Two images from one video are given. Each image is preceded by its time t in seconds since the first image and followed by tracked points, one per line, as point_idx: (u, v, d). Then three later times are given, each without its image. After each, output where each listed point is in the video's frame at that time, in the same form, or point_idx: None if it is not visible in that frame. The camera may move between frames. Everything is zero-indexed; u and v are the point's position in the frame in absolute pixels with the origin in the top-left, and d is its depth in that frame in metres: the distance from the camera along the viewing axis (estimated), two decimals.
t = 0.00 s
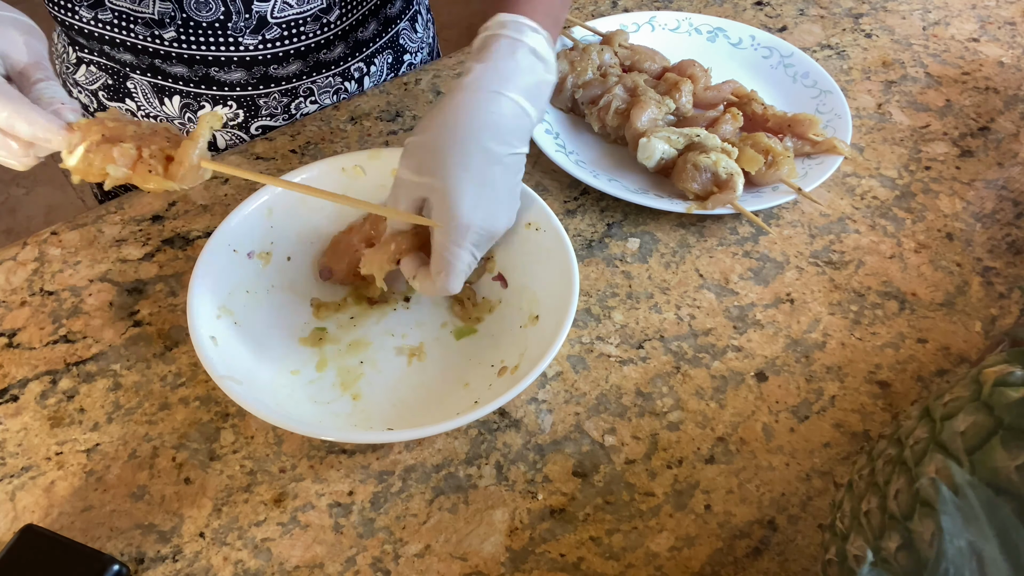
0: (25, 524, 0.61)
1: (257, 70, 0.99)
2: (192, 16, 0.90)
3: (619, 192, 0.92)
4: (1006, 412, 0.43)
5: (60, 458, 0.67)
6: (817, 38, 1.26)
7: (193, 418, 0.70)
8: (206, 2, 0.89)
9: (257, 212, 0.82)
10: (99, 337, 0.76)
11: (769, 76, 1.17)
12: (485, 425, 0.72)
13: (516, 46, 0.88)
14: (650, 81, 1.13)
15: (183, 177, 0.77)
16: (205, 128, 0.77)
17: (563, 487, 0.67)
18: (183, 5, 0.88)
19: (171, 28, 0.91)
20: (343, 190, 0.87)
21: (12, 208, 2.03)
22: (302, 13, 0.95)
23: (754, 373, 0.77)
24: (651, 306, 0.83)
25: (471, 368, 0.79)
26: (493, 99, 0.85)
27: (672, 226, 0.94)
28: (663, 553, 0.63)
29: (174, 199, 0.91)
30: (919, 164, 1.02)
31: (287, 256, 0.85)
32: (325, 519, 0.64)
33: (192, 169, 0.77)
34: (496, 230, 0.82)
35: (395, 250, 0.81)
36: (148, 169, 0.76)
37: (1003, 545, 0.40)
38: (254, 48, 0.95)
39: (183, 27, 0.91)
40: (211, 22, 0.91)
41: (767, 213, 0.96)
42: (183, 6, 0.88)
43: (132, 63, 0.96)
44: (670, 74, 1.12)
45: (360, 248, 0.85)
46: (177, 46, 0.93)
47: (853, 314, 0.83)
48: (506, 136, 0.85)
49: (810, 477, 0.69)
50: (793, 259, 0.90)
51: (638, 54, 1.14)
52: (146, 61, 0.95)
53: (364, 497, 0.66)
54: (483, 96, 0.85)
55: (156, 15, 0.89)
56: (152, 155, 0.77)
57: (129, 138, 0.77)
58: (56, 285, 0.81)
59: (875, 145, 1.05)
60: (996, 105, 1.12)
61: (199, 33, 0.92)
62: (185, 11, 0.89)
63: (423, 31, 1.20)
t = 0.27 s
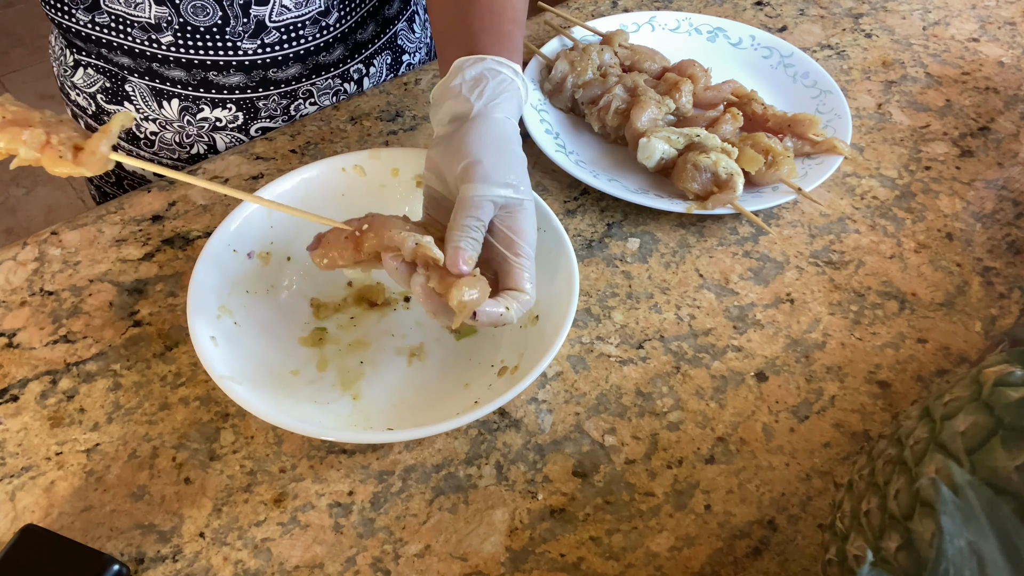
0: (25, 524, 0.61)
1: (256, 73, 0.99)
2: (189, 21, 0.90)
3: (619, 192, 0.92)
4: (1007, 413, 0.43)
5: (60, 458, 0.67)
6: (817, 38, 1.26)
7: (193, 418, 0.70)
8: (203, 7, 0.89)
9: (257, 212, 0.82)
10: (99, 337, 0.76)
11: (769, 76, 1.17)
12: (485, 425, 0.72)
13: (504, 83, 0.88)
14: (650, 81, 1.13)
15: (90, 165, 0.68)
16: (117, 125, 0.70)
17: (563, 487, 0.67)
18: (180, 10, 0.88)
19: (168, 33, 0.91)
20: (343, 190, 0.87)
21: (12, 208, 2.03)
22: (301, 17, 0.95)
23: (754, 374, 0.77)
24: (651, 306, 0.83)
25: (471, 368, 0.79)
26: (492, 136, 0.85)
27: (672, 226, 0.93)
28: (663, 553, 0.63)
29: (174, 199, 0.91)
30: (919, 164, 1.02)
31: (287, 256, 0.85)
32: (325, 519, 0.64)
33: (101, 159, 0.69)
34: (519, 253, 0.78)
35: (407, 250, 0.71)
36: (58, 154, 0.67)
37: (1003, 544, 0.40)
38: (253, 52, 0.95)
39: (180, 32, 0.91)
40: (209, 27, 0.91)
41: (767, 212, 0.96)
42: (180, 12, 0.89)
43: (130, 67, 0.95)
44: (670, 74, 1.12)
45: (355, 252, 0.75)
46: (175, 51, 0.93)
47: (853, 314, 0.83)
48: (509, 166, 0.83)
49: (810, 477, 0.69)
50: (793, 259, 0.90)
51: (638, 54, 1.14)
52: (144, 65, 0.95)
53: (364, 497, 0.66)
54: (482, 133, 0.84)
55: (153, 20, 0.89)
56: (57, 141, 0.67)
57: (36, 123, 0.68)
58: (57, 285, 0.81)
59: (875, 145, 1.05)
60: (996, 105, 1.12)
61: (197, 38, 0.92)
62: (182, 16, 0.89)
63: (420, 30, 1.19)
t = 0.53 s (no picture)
0: (25, 524, 0.61)
1: (253, 71, 0.99)
2: (188, 18, 0.90)
3: (619, 192, 0.92)
4: (1007, 413, 0.44)
5: (60, 458, 0.67)
6: (817, 38, 1.26)
7: (193, 418, 0.70)
8: (201, 4, 0.89)
9: (257, 212, 0.82)
10: (99, 337, 0.76)
11: (769, 76, 1.17)
12: (485, 425, 0.72)
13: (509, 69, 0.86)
14: (649, 81, 1.13)
15: (77, 156, 0.72)
16: (101, 117, 0.73)
17: (563, 487, 0.67)
18: (178, 7, 0.88)
19: (167, 30, 0.91)
20: (343, 190, 0.87)
21: (12, 208, 2.03)
22: (299, 14, 0.95)
23: (754, 374, 0.77)
24: (651, 306, 0.83)
25: (471, 368, 0.79)
26: (492, 122, 0.83)
27: (672, 226, 0.93)
28: (663, 553, 0.63)
29: (174, 199, 0.91)
30: (919, 164, 1.02)
31: (287, 256, 0.85)
32: (325, 519, 0.64)
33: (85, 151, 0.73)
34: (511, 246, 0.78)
35: (386, 257, 0.71)
36: (45, 146, 0.71)
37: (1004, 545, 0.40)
38: (251, 49, 0.95)
39: (179, 29, 0.91)
40: (207, 24, 0.91)
41: (767, 212, 0.96)
42: (178, 9, 0.89)
43: (129, 64, 0.95)
44: (670, 74, 1.12)
45: (342, 237, 0.71)
46: (174, 48, 0.93)
47: (853, 314, 0.83)
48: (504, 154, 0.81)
49: (810, 477, 0.69)
50: (793, 259, 0.90)
51: (637, 54, 1.14)
52: (143, 62, 0.95)
53: (364, 497, 0.66)
54: (480, 118, 0.82)
55: (151, 17, 0.89)
56: (42, 134, 0.71)
57: (20, 115, 0.72)
58: (57, 285, 0.81)
59: (875, 145, 1.05)
60: (996, 105, 1.12)
61: (196, 35, 0.92)
62: (181, 13, 0.89)
63: (419, 30, 1.19)
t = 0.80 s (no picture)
0: (25, 524, 0.61)
1: (256, 69, 0.99)
2: (191, 16, 0.90)
3: (619, 192, 0.92)
4: (1007, 412, 0.44)
5: (60, 458, 0.67)
6: (817, 38, 1.26)
7: (193, 418, 0.70)
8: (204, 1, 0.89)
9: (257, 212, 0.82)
10: (99, 337, 0.76)
11: (769, 76, 1.17)
12: (485, 425, 0.72)
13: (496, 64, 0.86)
14: (650, 81, 1.13)
15: (66, 168, 0.73)
16: (89, 126, 0.75)
17: (563, 487, 0.67)
18: (181, 4, 0.89)
19: (170, 27, 0.91)
20: (344, 191, 0.87)
21: (12, 208, 2.03)
22: (301, 12, 0.95)
23: (754, 374, 0.77)
24: (651, 306, 0.83)
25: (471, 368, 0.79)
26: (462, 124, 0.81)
27: (672, 226, 0.93)
28: (663, 553, 0.63)
29: (174, 199, 0.91)
30: (919, 164, 1.02)
31: (287, 256, 0.85)
32: (325, 519, 0.64)
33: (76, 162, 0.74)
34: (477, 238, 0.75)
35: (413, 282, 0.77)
36: (34, 158, 0.72)
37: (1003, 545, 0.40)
38: (253, 46, 0.95)
39: (182, 27, 0.91)
40: (211, 21, 0.91)
41: (767, 212, 0.96)
42: (182, 6, 0.89)
43: (131, 63, 0.95)
44: (670, 74, 1.12)
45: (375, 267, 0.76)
46: (177, 46, 0.92)
47: (853, 314, 0.83)
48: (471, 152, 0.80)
49: (810, 477, 0.69)
50: (793, 259, 0.90)
51: (638, 54, 1.14)
52: (145, 60, 0.95)
53: (364, 497, 0.66)
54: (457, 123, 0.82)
55: (154, 15, 0.89)
56: (33, 145, 0.72)
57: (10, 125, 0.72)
58: (57, 285, 0.81)
59: (875, 145, 1.05)
60: (996, 105, 1.12)
61: (198, 32, 0.92)
62: (184, 10, 0.89)
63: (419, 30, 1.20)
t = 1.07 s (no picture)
0: (25, 524, 0.61)
1: (254, 72, 0.99)
2: (188, 19, 0.90)
3: (618, 192, 0.92)
4: (1007, 413, 0.43)
5: (60, 458, 0.67)
6: (817, 38, 1.26)
7: (193, 418, 0.70)
8: (202, 6, 0.89)
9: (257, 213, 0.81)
10: (99, 337, 0.76)
11: (769, 76, 1.17)
12: (485, 425, 0.72)
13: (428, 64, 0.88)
14: (650, 81, 1.13)
15: (67, 167, 0.74)
16: (91, 124, 0.75)
17: (563, 487, 0.67)
18: (179, 8, 0.88)
19: (168, 30, 0.90)
20: (344, 191, 0.87)
21: (12, 208, 2.03)
22: (300, 15, 0.95)
23: (754, 374, 0.77)
24: (651, 306, 0.83)
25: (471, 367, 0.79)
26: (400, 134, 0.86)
27: (672, 226, 0.94)
28: (663, 553, 0.63)
29: (174, 199, 0.91)
30: (919, 164, 1.02)
31: (287, 256, 0.85)
32: (325, 519, 0.64)
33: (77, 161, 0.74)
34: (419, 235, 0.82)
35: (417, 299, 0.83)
36: (35, 159, 0.72)
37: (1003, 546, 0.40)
38: (252, 50, 0.95)
39: (180, 29, 0.91)
40: (208, 25, 0.91)
41: (767, 212, 0.96)
42: (179, 10, 0.89)
43: (130, 64, 0.95)
44: (670, 74, 1.12)
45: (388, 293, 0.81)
46: (175, 49, 0.92)
47: (853, 314, 0.83)
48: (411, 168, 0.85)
49: (810, 477, 0.68)
50: (793, 259, 0.90)
51: (638, 55, 1.14)
52: (144, 62, 0.95)
53: (364, 497, 0.66)
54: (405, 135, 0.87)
55: (153, 17, 0.89)
56: (33, 144, 0.72)
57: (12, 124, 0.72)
58: (57, 285, 0.81)
59: (875, 145, 1.05)
60: (996, 105, 1.12)
61: (197, 35, 0.92)
62: (182, 14, 0.89)
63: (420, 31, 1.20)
